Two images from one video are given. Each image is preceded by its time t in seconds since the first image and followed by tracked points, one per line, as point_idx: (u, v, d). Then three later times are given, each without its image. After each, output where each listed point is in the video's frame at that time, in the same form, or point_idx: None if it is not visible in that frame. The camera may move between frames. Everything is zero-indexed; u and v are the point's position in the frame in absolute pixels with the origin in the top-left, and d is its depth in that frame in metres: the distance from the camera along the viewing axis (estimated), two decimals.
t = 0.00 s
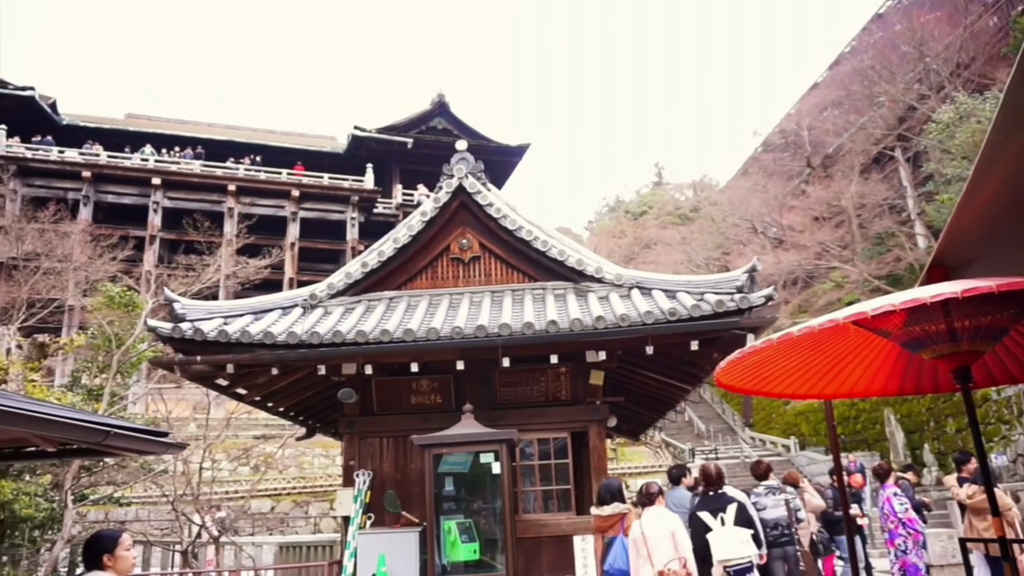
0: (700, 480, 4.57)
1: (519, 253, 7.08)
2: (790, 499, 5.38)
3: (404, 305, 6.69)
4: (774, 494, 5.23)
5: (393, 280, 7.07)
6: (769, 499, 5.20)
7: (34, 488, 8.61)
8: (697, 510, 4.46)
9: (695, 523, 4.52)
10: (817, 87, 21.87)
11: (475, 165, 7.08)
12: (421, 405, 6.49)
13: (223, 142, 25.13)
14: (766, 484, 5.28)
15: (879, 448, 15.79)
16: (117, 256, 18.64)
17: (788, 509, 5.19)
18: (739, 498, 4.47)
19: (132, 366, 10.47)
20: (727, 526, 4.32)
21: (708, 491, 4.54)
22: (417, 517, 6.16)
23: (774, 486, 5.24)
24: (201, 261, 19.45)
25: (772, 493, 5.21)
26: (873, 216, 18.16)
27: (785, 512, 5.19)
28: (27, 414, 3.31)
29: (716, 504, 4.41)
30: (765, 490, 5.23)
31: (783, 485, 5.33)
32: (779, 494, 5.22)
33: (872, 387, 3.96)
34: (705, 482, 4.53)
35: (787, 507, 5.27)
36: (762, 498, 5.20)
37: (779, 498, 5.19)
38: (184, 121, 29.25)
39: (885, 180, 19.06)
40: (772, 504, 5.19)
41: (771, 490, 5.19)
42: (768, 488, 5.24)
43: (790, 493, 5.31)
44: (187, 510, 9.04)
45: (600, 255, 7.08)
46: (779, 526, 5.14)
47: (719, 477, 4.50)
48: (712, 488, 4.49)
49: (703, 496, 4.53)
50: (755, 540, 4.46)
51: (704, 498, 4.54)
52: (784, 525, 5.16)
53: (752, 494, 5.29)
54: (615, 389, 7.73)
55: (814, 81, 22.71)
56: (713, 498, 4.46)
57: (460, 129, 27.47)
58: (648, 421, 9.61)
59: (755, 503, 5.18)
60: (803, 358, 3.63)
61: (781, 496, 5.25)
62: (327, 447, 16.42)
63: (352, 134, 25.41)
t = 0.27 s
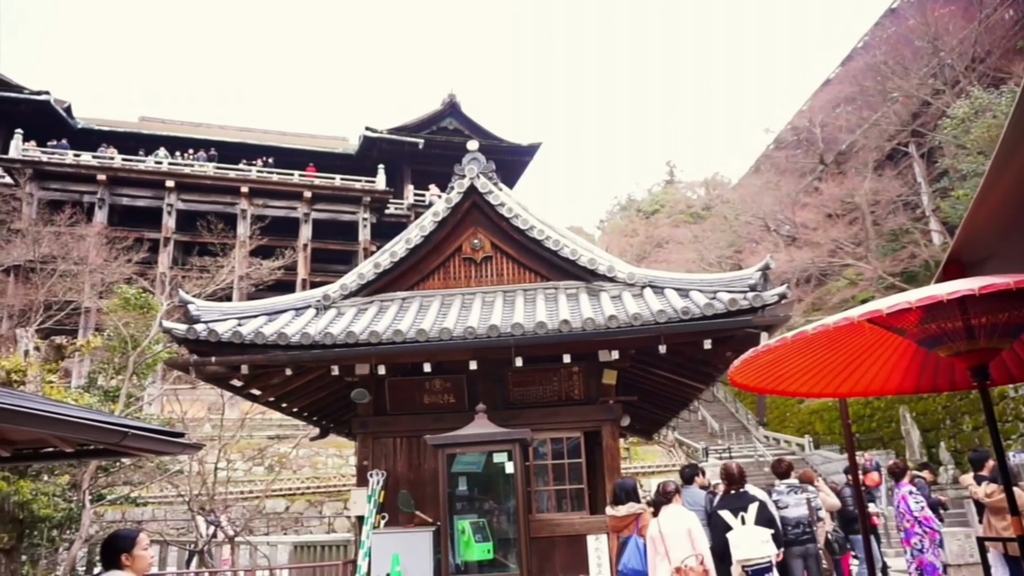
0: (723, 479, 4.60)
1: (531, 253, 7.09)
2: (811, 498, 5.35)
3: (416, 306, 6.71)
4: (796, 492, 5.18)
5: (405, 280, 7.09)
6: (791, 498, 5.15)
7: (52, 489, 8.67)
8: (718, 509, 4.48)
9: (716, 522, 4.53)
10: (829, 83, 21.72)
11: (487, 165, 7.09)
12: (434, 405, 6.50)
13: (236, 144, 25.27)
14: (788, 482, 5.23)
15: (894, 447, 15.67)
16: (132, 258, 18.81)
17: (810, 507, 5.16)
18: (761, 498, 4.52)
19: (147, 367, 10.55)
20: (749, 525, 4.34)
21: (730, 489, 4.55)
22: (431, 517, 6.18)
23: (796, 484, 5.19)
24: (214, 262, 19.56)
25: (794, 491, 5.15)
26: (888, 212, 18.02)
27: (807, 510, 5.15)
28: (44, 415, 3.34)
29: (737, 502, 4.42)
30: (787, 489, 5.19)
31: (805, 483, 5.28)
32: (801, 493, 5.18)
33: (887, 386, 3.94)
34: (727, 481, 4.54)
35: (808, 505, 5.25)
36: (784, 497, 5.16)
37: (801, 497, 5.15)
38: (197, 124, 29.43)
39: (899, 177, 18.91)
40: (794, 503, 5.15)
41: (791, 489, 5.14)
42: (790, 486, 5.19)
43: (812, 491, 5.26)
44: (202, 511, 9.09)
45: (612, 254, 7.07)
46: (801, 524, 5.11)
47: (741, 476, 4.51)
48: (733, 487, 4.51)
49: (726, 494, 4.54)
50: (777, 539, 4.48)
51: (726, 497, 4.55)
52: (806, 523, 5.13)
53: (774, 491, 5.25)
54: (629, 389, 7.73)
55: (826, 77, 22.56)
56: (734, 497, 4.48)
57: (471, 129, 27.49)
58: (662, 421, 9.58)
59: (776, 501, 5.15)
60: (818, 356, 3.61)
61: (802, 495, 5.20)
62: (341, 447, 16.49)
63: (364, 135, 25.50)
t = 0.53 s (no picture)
0: (739, 480, 4.58)
1: (542, 253, 7.09)
2: (833, 498, 5.32)
3: (429, 306, 6.72)
4: (817, 491, 5.20)
5: (416, 281, 7.10)
6: (812, 497, 5.17)
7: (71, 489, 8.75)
8: (733, 509, 4.48)
9: (730, 521, 4.52)
10: (842, 79, 21.57)
11: (499, 166, 7.09)
12: (447, 405, 6.51)
13: (248, 146, 25.42)
14: (808, 481, 5.25)
15: (910, 446, 15.55)
16: (148, 260, 18.96)
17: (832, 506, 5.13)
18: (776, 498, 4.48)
19: (163, 368, 10.64)
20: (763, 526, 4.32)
21: (746, 489, 4.53)
22: (445, 517, 6.20)
23: (817, 483, 5.21)
24: (229, 264, 19.68)
25: (815, 490, 5.18)
26: (902, 210, 17.87)
27: (828, 510, 5.14)
28: (63, 416, 3.37)
29: (751, 502, 4.41)
30: (807, 487, 5.21)
31: (826, 483, 5.28)
32: (822, 492, 5.18)
33: (904, 384, 3.92)
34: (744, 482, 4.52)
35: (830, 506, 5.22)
36: (804, 495, 5.19)
37: (822, 496, 5.16)
38: (209, 126, 29.62)
39: (914, 173, 18.76)
40: (815, 501, 5.15)
41: (812, 487, 5.16)
42: (811, 485, 5.22)
43: (833, 492, 5.27)
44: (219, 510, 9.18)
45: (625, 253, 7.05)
46: (821, 523, 5.09)
47: (758, 477, 4.48)
48: (750, 487, 4.48)
49: (741, 495, 4.52)
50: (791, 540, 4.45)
51: (741, 497, 4.54)
52: (826, 523, 5.10)
53: (794, 491, 5.27)
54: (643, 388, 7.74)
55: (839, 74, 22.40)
56: (749, 497, 4.46)
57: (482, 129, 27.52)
58: (677, 420, 9.55)
59: (797, 499, 5.18)
60: (833, 355, 3.60)
61: (823, 494, 5.19)
62: (354, 447, 16.54)
63: (375, 136, 25.59)
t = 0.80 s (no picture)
0: (749, 481, 4.58)
1: (553, 253, 7.08)
2: (850, 499, 5.27)
3: (440, 306, 6.74)
4: (835, 491, 5.12)
5: (427, 281, 7.11)
6: (830, 496, 5.10)
7: (86, 489, 8.83)
8: (745, 510, 4.46)
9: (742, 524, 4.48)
10: (855, 76, 21.44)
11: (510, 166, 7.09)
12: (459, 405, 6.52)
13: (259, 148, 25.59)
14: (827, 480, 5.17)
15: (925, 445, 15.42)
16: (161, 262, 19.09)
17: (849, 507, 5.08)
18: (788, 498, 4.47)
19: (177, 369, 10.72)
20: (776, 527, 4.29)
21: (758, 490, 4.52)
22: (457, 517, 6.22)
23: (835, 483, 5.13)
24: (241, 266, 19.78)
25: (832, 490, 5.10)
26: (916, 207, 17.73)
27: (844, 510, 5.10)
28: (79, 417, 3.40)
29: (763, 503, 4.39)
30: (825, 487, 5.13)
31: (843, 483, 5.22)
32: (840, 492, 5.11)
33: (918, 384, 3.89)
34: (755, 482, 4.51)
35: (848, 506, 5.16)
36: (821, 495, 5.12)
37: (839, 496, 5.09)
38: (221, 128, 29.80)
39: (927, 171, 18.61)
40: (833, 501, 5.09)
41: (830, 488, 5.09)
42: (829, 484, 5.13)
43: (850, 490, 5.21)
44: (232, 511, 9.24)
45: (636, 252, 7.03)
46: (836, 523, 5.06)
47: (768, 478, 4.48)
48: (761, 488, 4.48)
49: (753, 496, 4.52)
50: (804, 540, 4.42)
51: (752, 498, 4.52)
52: (842, 523, 5.07)
53: (812, 488, 5.21)
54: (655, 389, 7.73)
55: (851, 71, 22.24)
56: (761, 498, 4.44)
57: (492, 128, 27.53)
58: (690, 421, 9.50)
59: (814, 499, 5.12)
60: (846, 355, 3.58)
61: (840, 494, 5.12)
62: (366, 447, 16.60)
63: (386, 136, 25.67)
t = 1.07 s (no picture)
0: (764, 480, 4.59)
1: (567, 252, 7.08)
2: (866, 499, 5.25)
3: (454, 306, 6.75)
4: (850, 492, 5.13)
5: (440, 282, 7.12)
6: (846, 497, 5.10)
7: (104, 489, 8.91)
8: (760, 508, 4.45)
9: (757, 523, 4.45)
10: (869, 73, 21.26)
11: (523, 166, 7.10)
12: (473, 405, 6.53)
13: (272, 150, 25.79)
14: (843, 481, 5.17)
15: (943, 445, 15.27)
16: (177, 263, 19.22)
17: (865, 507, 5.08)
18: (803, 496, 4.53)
19: (193, 370, 10.82)
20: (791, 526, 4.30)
21: (773, 488, 4.52)
22: (472, 517, 6.21)
23: (851, 484, 5.14)
24: (256, 267, 19.89)
25: (848, 491, 5.11)
26: (933, 204, 17.56)
27: (861, 510, 5.08)
28: (97, 418, 3.44)
29: (778, 502, 4.39)
30: (840, 487, 5.14)
31: (859, 485, 5.24)
32: (856, 493, 5.12)
33: (937, 383, 3.84)
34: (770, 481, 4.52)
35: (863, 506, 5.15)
36: (838, 495, 5.12)
37: (855, 496, 5.09)
38: (235, 130, 30.01)
39: (944, 168, 18.43)
40: (849, 502, 5.09)
41: (846, 488, 5.09)
42: (844, 485, 5.15)
43: (865, 492, 5.22)
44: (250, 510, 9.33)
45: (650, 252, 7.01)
46: (854, 523, 5.02)
47: (783, 477, 4.48)
48: (776, 487, 4.48)
49: (768, 494, 4.51)
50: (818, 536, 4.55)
51: (768, 496, 4.51)
52: (859, 523, 5.03)
53: (828, 490, 5.20)
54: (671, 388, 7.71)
55: (866, 67, 22.06)
56: (776, 496, 4.44)
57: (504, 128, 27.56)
58: (708, 420, 9.46)
59: (831, 499, 5.10)
60: (864, 353, 3.55)
61: (855, 495, 5.13)
62: (381, 447, 16.65)
63: (398, 137, 25.77)
